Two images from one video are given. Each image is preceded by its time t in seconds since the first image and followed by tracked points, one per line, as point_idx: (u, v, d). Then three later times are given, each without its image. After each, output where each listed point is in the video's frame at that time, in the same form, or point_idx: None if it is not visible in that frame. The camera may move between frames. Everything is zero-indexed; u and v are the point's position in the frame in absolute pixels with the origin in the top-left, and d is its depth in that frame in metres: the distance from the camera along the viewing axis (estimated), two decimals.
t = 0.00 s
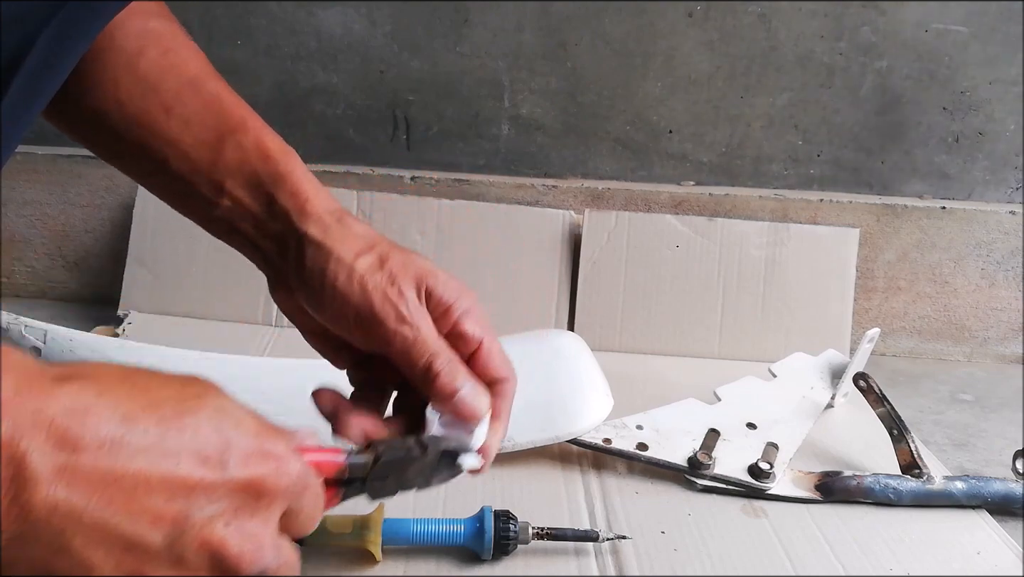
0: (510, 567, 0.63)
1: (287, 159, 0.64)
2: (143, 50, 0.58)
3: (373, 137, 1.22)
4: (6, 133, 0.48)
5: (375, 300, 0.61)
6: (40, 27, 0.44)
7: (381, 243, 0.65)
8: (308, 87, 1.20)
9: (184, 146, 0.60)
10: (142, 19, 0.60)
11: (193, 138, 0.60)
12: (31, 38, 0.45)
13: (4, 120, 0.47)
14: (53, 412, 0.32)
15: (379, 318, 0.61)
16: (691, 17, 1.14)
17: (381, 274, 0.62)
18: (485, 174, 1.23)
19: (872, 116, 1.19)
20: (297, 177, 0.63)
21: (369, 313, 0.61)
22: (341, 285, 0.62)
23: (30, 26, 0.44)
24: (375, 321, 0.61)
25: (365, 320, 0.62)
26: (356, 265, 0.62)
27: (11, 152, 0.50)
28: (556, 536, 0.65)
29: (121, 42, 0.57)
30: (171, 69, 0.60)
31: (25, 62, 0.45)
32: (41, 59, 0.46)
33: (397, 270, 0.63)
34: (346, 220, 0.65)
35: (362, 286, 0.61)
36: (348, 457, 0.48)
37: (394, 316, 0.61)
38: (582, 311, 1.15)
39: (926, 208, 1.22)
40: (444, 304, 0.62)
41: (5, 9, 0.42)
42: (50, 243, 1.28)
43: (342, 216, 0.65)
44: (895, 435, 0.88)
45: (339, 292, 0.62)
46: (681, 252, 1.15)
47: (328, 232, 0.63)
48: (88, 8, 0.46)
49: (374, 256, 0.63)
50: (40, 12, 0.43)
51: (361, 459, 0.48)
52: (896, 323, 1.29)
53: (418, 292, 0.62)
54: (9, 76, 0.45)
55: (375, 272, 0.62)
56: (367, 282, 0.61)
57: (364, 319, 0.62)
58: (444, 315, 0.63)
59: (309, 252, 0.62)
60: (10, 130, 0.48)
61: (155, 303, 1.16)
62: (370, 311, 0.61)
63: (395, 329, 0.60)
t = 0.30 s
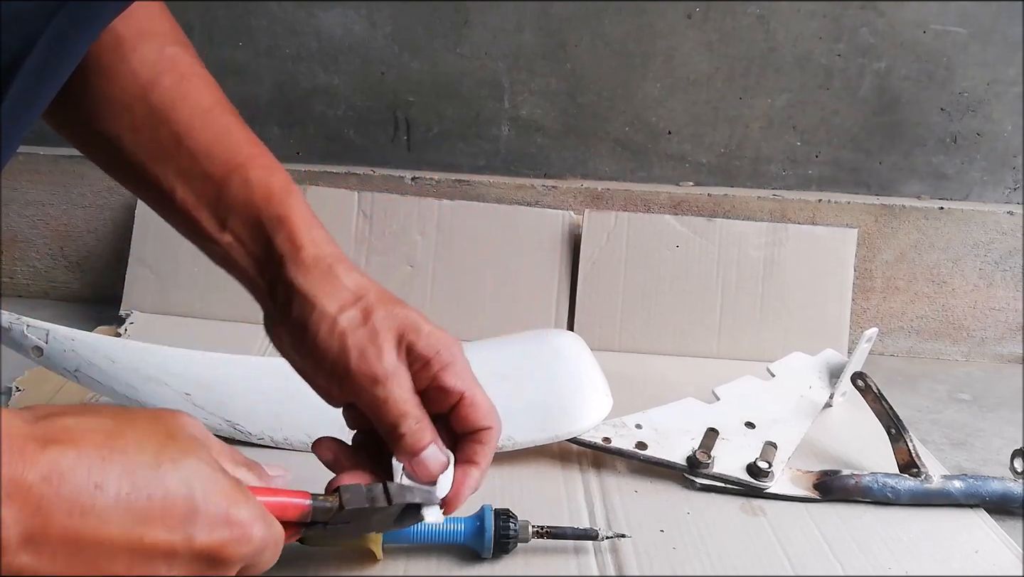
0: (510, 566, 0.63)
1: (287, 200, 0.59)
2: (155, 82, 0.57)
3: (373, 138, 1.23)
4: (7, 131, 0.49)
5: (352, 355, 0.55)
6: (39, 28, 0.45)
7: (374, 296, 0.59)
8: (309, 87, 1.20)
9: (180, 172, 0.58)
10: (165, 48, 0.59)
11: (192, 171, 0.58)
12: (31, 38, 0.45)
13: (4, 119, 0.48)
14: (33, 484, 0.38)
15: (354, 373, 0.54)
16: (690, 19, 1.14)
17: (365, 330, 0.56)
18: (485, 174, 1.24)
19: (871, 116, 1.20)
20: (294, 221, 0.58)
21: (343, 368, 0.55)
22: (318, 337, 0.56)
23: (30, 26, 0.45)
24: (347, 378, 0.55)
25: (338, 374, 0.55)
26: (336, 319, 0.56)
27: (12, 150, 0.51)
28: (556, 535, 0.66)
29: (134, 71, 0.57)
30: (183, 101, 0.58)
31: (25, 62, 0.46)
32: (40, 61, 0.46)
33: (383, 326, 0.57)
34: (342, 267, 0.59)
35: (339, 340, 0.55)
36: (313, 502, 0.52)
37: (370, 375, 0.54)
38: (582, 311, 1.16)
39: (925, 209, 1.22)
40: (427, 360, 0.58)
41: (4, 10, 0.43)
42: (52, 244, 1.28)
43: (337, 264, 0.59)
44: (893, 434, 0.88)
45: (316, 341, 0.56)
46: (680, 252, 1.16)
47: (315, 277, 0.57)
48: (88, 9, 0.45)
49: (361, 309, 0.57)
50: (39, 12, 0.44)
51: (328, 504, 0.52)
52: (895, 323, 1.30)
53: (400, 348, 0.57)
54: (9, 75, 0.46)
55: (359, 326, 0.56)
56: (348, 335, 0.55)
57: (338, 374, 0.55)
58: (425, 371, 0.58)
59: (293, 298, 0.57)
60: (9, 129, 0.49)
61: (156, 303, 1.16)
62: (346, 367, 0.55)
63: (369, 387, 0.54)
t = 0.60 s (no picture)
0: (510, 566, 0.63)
1: (234, 255, 0.54)
2: (121, 112, 0.54)
3: (373, 137, 1.23)
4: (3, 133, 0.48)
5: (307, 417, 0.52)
6: (41, 27, 0.45)
7: (326, 343, 0.53)
8: (309, 88, 1.20)
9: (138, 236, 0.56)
10: (129, 74, 0.55)
11: (144, 229, 0.55)
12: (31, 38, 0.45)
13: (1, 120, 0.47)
14: None
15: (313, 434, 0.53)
16: (690, 19, 1.14)
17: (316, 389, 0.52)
18: (484, 175, 1.24)
19: (871, 116, 1.19)
20: (235, 281, 0.53)
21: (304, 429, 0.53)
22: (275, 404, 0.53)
23: (31, 25, 0.44)
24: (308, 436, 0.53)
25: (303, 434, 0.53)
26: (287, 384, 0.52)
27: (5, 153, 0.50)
28: (556, 534, 0.66)
29: (101, 101, 0.54)
30: (138, 138, 0.54)
31: (25, 62, 0.45)
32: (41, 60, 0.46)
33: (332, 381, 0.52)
34: (294, 316, 0.54)
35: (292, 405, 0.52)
36: None
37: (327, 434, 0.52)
38: (582, 312, 1.16)
39: (926, 209, 1.22)
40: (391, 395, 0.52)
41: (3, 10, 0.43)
42: (52, 244, 1.29)
43: (291, 313, 0.54)
44: (893, 434, 0.88)
45: (274, 410, 0.54)
46: (680, 252, 1.16)
47: (259, 342, 0.52)
48: (88, 9, 0.46)
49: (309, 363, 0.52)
50: (39, 12, 0.44)
51: None
52: (895, 323, 1.30)
53: (355, 396, 0.52)
54: (8, 75, 0.45)
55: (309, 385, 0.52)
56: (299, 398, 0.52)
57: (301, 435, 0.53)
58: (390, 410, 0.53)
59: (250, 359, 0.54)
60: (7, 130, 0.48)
61: (156, 304, 1.16)
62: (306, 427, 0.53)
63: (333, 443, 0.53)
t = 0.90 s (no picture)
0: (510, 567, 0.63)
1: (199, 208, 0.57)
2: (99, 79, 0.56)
3: (373, 138, 1.23)
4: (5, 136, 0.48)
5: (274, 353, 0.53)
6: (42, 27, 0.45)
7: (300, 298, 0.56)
8: (309, 88, 1.20)
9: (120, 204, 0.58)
10: (118, 56, 0.59)
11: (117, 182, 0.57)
12: (32, 38, 0.45)
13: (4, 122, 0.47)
14: None
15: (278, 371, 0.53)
16: (690, 19, 1.14)
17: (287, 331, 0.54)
18: (484, 175, 1.24)
19: (870, 116, 1.19)
20: (203, 230, 0.56)
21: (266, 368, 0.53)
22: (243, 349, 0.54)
23: (31, 26, 0.44)
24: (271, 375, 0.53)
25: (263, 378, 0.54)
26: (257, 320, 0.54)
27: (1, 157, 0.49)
28: (556, 533, 0.67)
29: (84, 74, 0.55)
30: (119, 102, 0.57)
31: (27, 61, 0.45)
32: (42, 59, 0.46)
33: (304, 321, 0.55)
34: (267, 271, 0.57)
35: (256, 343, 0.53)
36: None
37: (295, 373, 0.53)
38: (582, 312, 1.16)
39: (926, 209, 1.22)
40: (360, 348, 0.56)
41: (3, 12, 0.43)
42: (52, 244, 1.29)
43: (269, 267, 0.57)
44: (893, 434, 0.88)
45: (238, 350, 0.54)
46: (680, 252, 1.16)
47: (229, 289, 0.55)
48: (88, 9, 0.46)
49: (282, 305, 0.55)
50: (39, 12, 0.44)
51: None
52: (895, 323, 1.30)
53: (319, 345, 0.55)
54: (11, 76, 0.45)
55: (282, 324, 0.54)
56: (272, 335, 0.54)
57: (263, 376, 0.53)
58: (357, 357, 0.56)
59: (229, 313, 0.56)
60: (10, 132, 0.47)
61: (156, 304, 1.16)
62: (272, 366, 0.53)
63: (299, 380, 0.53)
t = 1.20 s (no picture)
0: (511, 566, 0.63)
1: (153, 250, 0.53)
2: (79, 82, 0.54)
3: (373, 138, 1.23)
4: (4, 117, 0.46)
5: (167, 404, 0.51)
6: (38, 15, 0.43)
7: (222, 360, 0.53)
8: (308, 88, 1.20)
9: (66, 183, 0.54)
10: (99, 55, 0.55)
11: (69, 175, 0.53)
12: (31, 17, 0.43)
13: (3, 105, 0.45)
14: None
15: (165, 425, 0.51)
16: (690, 19, 1.13)
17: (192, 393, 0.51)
18: (484, 175, 1.24)
19: (871, 116, 1.19)
20: (148, 270, 0.53)
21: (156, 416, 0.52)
22: (141, 384, 0.52)
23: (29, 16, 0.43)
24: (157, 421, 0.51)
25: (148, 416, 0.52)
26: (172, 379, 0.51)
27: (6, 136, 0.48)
28: (556, 534, 0.67)
29: (78, 66, 0.53)
30: (94, 106, 0.54)
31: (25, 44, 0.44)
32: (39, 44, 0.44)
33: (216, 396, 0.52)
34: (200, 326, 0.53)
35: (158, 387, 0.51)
36: None
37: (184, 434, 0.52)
38: (582, 312, 1.16)
39: (926, 209, 1.22)
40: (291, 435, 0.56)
41: None
42: (53, 244, 1.29)
43: (205, 315, 0.54)
44: (893, 434, 0.88)
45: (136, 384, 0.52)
46: (680, 252, 1.16)
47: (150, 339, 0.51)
48: None
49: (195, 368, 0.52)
50: None
51: None
52: (894, 323, 1.30)
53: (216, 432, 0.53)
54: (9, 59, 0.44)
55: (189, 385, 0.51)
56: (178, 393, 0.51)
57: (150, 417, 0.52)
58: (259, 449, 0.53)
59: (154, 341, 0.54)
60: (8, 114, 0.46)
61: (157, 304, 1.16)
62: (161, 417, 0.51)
63: (178, 444, 0.52)
